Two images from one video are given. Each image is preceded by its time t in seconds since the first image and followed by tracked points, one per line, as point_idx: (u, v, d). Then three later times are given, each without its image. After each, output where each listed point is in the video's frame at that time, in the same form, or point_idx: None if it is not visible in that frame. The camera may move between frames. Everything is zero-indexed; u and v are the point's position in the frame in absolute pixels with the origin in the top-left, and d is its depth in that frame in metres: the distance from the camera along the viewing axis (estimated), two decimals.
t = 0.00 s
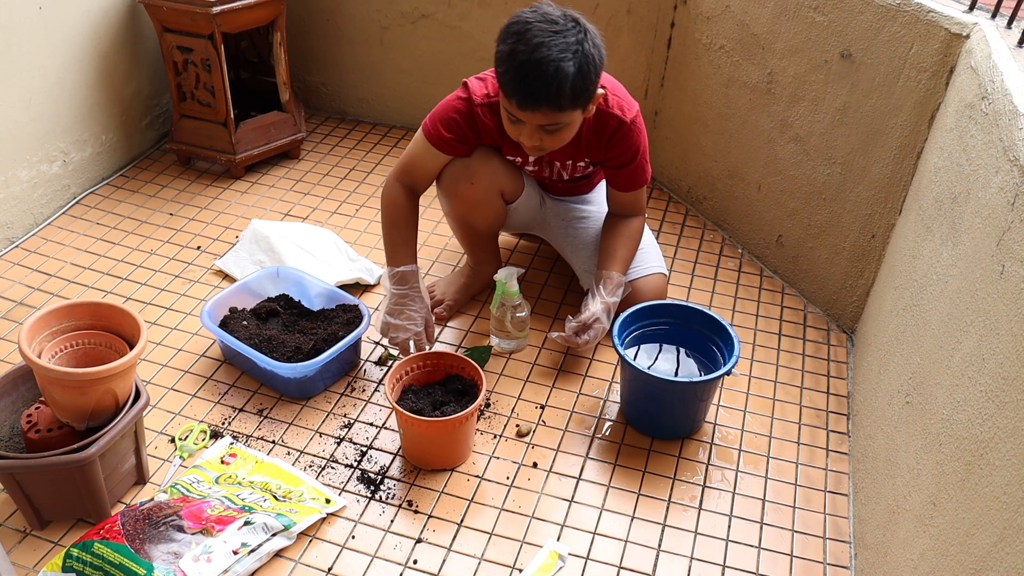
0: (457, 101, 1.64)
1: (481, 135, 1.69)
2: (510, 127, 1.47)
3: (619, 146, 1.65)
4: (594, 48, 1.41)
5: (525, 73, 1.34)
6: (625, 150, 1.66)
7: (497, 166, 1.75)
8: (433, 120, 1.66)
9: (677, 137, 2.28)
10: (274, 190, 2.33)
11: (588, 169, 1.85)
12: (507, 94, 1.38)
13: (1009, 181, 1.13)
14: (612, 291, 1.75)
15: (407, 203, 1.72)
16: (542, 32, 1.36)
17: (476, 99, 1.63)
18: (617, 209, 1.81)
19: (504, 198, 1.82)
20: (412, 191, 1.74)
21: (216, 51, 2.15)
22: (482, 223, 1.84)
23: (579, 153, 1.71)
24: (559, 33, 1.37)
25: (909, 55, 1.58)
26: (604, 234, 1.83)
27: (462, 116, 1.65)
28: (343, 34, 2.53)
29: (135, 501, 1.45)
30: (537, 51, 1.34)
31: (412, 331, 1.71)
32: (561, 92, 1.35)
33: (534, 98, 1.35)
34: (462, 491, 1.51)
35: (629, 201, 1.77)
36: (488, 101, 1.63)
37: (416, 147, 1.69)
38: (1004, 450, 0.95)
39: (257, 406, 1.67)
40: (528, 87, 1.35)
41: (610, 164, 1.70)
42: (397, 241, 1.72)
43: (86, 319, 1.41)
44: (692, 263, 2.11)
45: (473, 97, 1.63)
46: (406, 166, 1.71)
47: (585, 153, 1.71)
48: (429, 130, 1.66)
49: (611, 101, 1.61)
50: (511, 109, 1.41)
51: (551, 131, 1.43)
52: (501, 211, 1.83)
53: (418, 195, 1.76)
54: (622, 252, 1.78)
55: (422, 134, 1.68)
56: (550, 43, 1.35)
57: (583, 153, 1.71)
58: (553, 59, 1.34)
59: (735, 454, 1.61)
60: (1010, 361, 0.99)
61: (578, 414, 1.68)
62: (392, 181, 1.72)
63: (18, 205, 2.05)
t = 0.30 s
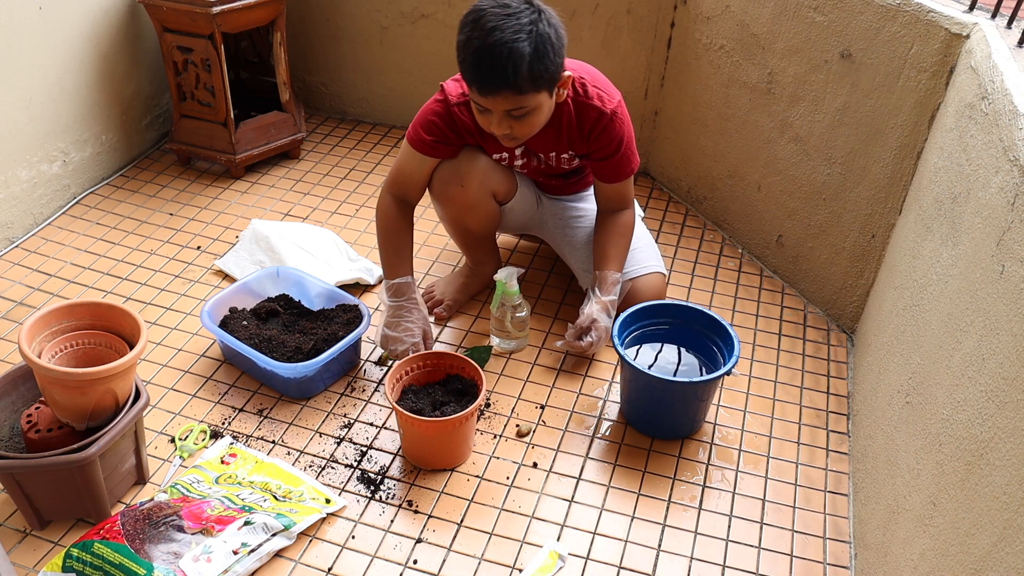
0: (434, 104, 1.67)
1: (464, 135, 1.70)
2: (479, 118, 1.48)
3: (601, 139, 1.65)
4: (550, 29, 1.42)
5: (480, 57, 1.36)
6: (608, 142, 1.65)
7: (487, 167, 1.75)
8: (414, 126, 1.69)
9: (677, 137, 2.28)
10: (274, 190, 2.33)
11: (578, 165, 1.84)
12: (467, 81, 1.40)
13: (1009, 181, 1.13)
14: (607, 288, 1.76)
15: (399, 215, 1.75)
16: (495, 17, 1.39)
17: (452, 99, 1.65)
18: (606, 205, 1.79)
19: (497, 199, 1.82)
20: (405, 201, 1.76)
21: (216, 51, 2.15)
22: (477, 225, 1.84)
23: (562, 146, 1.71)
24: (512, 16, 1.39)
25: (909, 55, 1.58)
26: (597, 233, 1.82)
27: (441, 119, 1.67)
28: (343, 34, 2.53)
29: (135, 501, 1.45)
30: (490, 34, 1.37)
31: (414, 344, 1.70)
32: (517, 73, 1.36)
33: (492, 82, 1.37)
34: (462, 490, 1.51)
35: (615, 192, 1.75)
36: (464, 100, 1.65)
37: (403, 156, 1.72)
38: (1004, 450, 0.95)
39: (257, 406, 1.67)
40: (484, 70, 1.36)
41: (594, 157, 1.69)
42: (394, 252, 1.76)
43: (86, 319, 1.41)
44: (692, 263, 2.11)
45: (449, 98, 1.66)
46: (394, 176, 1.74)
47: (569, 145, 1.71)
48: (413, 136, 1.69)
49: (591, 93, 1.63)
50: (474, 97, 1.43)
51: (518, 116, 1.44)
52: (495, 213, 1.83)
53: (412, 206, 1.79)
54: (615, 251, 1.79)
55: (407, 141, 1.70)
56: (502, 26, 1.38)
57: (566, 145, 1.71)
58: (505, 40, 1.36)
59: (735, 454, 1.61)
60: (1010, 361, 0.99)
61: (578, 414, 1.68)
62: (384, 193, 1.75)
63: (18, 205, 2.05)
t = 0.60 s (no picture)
0: (428, 106, 1.68)
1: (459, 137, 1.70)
2: (471, 120, 1.48)
3: (595, 141, 1.65)
4: (538, 29, 1.43)
5: (468, 58, 1.37)
6: (602, 144, 1.65)
7: (481, 169, 1.75)
8: (408, 128, 1.69)
9: (677, 136, 2.28)
10: (274, 190, 2.33)
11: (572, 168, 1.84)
12: (456, 83, 1.41)
13: (1009, 181, 1.13)
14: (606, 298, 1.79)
15: (393, 217, 1.75)
16: (483, 18, 1.40)
17: (446, 102, 1.66)
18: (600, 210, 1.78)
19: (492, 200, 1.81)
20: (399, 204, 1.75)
21: (216, 51, 2.15)
22: (472, 227, 1.84)
23: (556, 148, 1.71)
24: (501, 18, 1.40)
25: (909, 55, 1.58)
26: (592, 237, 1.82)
27: (436, 121, 1.67)
28: (343, 34, 2.53)
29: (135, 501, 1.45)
30: (478, 35, 1.38)
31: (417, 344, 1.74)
32: (505, 73, 1.36)
33: (479, 84, 1.37)
34: (461, 491, 1.51)
35: (609, 198, 1.75)
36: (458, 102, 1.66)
37: (397, 159, 1.72)
38: (1004, 450, 0.95)
39: (257, 406, 1.67)
40: (471, 71, 1.37)
41: (588, 160, 1.69)
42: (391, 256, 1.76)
43: (85, 319, 1.41)
44: (692, 263, 2.11)
45: (443, 101, 1.67)
46: (388, 179, 1.73)
47: (562, 148, 1.71)
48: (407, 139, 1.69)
49: (586, 96, 1.63)
50: (465, 99, 1.44)
51: (509, 117, 1.44)
52: (491, 215, 1.83)
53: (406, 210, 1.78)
54: (609, 257, 1.79)
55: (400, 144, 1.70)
56: (490, 27, 1.38)
57: (561, 148, 1.71)
58: (492, 42, 1.37)
59: (735, 454, 1.61)
60: (1010, 361, 0.99)
61: (578, 414, 1.68)
62: (376, 195, 1.75)
63: (18, 205, 2.05)
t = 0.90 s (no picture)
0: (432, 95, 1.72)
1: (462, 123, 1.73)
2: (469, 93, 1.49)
3: (594, 116, 1.66)
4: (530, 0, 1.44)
5: (461, 23, 1.38)
6: (601, 117, 1.65)
7: (485, 160, 1.75)
8: (412, 116, 1.73)
9: (677, 136, 2.28)
10: (274, 190, 2.33)
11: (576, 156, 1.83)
12: (451, 53, 1.42)
13: (1009, 181, 1.13)
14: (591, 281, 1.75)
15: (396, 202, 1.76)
16: None
17: (448, 88, 1.70)
18: (596, 195, 1.74)
19: (496, 194, 1.80)
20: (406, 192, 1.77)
21: (216, 51, 2.15)
22: (475, 222, 1.83)
23: (557, 130, 1.72)
24: None
25: (909, 56, 1.58)
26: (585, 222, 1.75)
27: (439, 106, 1.70)
28: (343, 34, 2.53)
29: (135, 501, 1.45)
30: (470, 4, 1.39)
31: (439, 292, 1.63)
32: (497, 35, 1.37)
33: (471, 47, 1.38)
34: (462, 491, 1.51)
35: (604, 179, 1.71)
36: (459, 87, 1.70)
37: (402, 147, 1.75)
38: (1004, 450, 0.95)
39: (257, 406, 1.67)
40: (464, 35, 1.38)
41: (589, 137, 1.69)
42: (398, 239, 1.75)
43: (86, 318, 1.40)
44: (692, 263, 2.11)
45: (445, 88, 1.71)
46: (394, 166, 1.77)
47: (562, 129, 1.72)
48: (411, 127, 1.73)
49: (583, 73, 1.66)
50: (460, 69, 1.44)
51: (504, 83, 1.45)
52: (493, 211, 1.82)
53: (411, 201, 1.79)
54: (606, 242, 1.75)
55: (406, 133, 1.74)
56: None
57: (561, 128, 1.71)
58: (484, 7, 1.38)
59: (735, 454, 1.61)
60: (1010, 361, 0.99)
61: (577, 414, 1.68)
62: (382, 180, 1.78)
63: (18, 205, 2.05)
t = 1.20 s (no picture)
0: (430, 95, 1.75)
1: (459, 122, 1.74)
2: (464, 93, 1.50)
3: (588, 117, 1.66)
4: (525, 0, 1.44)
5: (455, 24, 1.38)
6: (595, 118, 1.65)
7: (484, 159, 1.75)
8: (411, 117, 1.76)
9: (677, 136, 2.28)
10: (274, 190, 2.33)
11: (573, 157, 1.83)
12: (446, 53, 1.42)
13: (1009, 181, 1.13)
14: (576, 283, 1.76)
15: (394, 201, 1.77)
16: None
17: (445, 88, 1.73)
18: (591, 197, 1.73)
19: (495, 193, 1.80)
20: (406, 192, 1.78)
21: (216, 51, 2.15)
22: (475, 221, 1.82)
23: (553, 130, 1.72)
24: None
25: (909, 55, 1.58)
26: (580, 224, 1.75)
27: (436, 106, 1.73)
28: (343, 34, 2.53)
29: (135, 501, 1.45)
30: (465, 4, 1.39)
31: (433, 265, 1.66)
32: (492, 35, 1.37)
33: (466, 47, 1.38)
34: (461, 491, 1.51)
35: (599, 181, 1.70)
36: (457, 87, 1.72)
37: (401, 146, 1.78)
38: (1004, 450, 0.95)
39: (257, 406, 1.67)
40: (458, 36, 1.38)
41: (583, 139, 1.68)
42: (395, 236, 1.76)
43: (85, 319, 1.40)
44: (692, 263, 2.11)
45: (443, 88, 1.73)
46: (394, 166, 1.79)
47: (558, 129, 1.72)
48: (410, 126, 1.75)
49: (578, 73, 1.67)
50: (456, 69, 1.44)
51: (499, 83, 1.45)
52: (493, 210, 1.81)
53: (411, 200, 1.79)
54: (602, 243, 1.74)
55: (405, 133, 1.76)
56: None
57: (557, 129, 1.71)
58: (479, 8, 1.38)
59: (735, 454, 1.61)
60: (1010, 361, 0.99)
61: (577, 414, 1.68)
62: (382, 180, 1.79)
63: (18, 205, 2.05)
